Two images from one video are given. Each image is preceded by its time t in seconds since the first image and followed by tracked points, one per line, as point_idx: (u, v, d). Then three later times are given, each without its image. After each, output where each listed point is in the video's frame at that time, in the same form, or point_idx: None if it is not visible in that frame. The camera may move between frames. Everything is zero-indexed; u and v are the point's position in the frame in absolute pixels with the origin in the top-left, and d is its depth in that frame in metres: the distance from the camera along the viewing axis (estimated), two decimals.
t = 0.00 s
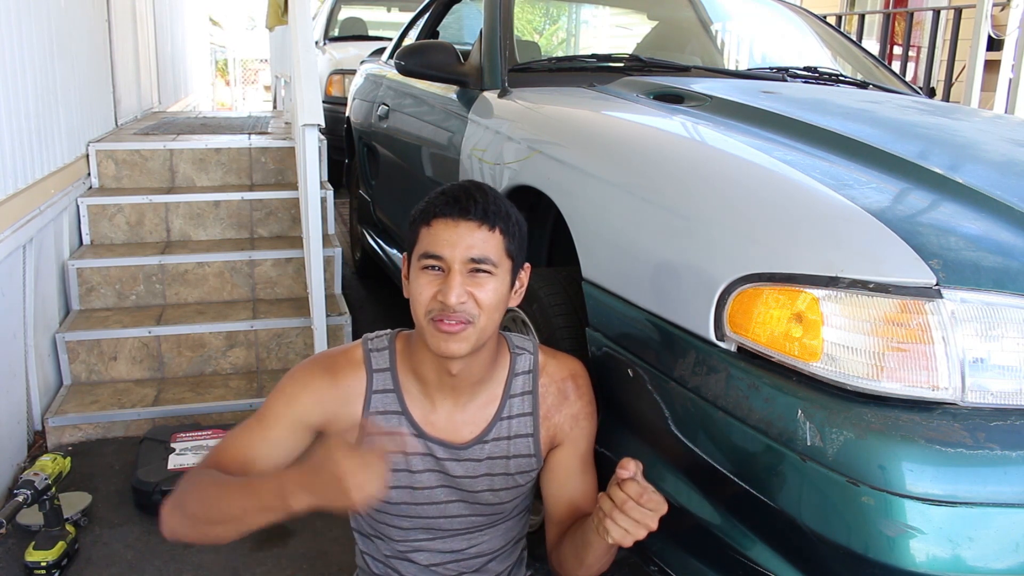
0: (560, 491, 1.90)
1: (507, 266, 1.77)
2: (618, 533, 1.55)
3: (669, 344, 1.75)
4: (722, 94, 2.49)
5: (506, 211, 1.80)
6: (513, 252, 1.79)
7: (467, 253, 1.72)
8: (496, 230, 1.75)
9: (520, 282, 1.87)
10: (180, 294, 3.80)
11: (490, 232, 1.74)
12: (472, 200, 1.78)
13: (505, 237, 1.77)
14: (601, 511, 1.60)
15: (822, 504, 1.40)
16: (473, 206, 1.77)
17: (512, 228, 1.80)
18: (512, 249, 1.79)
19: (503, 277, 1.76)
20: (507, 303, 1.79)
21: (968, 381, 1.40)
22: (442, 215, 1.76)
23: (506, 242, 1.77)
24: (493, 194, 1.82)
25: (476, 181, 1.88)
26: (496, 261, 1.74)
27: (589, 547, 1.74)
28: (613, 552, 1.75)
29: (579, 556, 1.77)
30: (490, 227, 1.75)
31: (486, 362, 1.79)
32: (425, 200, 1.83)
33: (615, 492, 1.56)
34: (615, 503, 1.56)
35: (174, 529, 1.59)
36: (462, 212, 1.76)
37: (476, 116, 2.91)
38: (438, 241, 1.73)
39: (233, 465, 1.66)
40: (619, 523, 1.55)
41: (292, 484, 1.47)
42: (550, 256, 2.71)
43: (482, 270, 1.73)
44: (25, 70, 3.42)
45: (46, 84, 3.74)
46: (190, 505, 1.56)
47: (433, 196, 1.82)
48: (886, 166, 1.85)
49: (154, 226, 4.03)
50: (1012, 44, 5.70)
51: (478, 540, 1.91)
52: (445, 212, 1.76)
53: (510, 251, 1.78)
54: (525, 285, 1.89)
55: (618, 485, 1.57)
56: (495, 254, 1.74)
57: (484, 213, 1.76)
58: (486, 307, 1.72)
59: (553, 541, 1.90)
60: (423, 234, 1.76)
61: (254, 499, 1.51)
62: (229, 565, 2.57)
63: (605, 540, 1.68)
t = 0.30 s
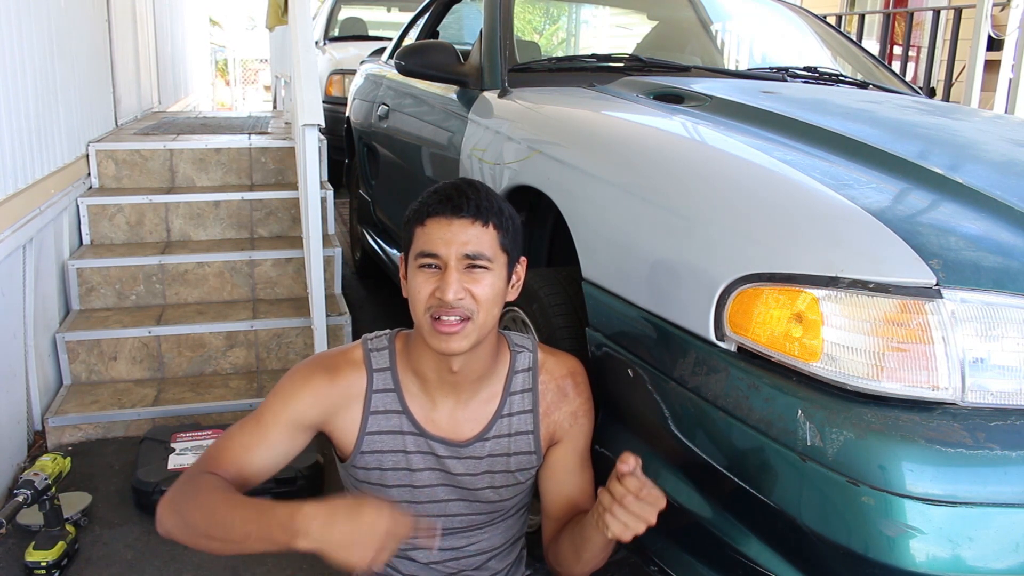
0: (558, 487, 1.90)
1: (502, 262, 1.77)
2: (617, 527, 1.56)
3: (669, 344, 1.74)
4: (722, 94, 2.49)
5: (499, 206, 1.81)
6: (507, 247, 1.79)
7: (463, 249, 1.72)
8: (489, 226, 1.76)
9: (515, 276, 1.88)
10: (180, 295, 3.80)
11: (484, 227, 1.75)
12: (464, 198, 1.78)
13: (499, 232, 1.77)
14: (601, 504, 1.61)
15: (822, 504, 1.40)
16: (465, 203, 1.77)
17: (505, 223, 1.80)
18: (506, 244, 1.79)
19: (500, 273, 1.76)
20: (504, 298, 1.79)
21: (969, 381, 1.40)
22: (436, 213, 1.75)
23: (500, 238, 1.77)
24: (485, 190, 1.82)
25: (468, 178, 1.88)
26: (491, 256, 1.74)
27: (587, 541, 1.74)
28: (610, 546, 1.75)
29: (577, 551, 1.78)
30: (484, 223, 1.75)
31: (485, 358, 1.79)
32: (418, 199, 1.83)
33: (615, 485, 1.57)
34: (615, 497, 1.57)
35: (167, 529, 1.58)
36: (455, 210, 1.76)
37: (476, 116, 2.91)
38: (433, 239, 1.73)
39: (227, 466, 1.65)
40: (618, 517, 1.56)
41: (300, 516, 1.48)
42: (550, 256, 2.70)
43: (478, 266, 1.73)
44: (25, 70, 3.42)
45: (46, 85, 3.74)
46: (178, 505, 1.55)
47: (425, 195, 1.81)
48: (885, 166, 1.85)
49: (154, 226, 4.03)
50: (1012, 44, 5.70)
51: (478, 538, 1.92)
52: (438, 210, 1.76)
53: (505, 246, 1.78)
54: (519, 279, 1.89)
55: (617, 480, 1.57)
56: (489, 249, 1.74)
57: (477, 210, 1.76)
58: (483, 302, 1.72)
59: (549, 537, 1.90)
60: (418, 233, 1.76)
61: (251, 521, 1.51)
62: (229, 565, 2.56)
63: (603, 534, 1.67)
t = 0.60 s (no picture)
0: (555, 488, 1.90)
1: (499, 262, 1.77)
2: (608, 524, 1.58)
3: (669, 343, 1.74)
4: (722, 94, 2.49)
5: (494, 207, 1.80)
6: (503, 247, 1.79)
7: (458, 252, 1.72)
8: (485, 228, 1.75)
9: (512, 274, 1.88)
10: (180, 295, 3.80)
11: (479, 229, 1.74)
12: (459, 200, 1.77)
13: (495, 233, 1.77)
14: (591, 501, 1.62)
15: (822, 504, 1.40)
16: (460, 206, 1.76)
17: (501, 223, 1.79)
18: (502, 244, 1.79)
19: (496, 273, 1.76)
20: (501, 298, 1.79)
21: (969, 381, 1.40)
22: (430, 217, 1.75)
23: (496, 239, 1.76)
24: (480, 191, 1.82)
25: (463, 179, 1.87)
26: (488, 258, 1.74)
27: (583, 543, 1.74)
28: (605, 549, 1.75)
29: (572, 552, 1.77)
30: (480, 225, 1.75)
31: (483, 358, 1.79)
32: (412, 201, 1.82)
33: (604, 481, 1.59)
34: (605, 494, 1.58)
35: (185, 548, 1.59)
36: (450, 213, 1.75)
37: (476, 116, 2.91)
38: (428, 241, 1.73)
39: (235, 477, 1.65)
40: (608, 514, 1.58)
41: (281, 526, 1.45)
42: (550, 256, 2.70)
43: (474, 268, 1.73)
44: (25, 70, 3.42)
45: (46, 85, 3.74)
46: (193, 524, 1.56)
47: (419, 197, 1.81)
48: (885, 166, 1.85)
49: (155, 226, 4.03)
50: (1012, 44, 5.70)
51: (478, 538, 1.91)
52: (433, 213, 1.75)
53: (501, 247, 1.78)
54: (517, 278, 1.89)
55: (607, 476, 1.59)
56: (485, 251, 1.74)
57: (471, 212, 1.76)
58: (480, 304, 1.73)
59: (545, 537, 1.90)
60: (413, 236, 1.76)
61: (245, 534, 1.50)
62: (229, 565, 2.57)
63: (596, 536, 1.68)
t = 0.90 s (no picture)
0: (555, 489, 1.91)
1: (498, 266, 1.77)
2: (606, 540, 1.57)
3: (670, 344, 1.74)
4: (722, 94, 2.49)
5: (493, 211, 1.80)
6: (502, 251, 1.79)
7: (458, 256, 1.72)
8: (484, 232, 1.75)
9: (512, 276, 1.88)
10: (180, 294, 3.80)
11: (479, 234, 1.74)
12: (458, 204, 1.77)
13: (494, 237, 1.77)
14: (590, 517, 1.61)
15: (822, 505, 1.40)
16: (459, 211, 1.76)
17: (500, 227, 1.80)
18: (501, 248, 1.79)
19: (496, 277, 1.76)
20: (501, 302, 1.79)
21: (969, 381, 1.40)
22: (429, 221, 1.75)
23: (495, 242, 1.76)
24: (479, 195, 1.82)
25: (461, 182, 1.87)
26: (487, 262, 1.74)
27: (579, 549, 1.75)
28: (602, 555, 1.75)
29: (569, 556, 1.78)
30: (479, 229, 1.75)
31: (483, 361, 1.79)
32: (411, 204, 1.82)
33: (604, 499, 1.58)
34: (605, 511, 1.57)
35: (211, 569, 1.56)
36: (449, 217, 1.75)
37: (476, 116, 2.91)
38: (427, 246, 1.73)
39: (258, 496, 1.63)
40: (607, 531, 1.57)
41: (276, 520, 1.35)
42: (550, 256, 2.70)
43: (474, 271, 1.73)
44: (25, 70, 3.42)
45: (46, 85, 3.74)
46: (220, 545, 1.54)
47: (418, 201, 1.81)
48: (886, 166, 1.85)
49: (155, 226, 4.03)
50: (1012, 44, 5.70)
51: (478, 539, 1.92)
52: (432, 218, 1.75)
53: (500, 250, 1.78)
54: (517, 280, 1.89)
55: (607, 494, 1.58)
56: (484, 255, 1.74)
57: (471, 217, 1.76)
58: (479, 308, 1.72)
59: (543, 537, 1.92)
60: (412, 240, 1.76)
61: (253, 540, 1.44)
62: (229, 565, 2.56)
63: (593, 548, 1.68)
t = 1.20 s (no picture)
0: (555, 491, 1.92)
1: (503, 272, 1.77)
2: (608, 557, 1.60)
3: (670, 345, 1.74)
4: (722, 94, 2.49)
5: (500, 216, 1.80)
6: (508, 256, 1.79)
7: (464, 262, 1.72)
8: (491, 238, 1.75)
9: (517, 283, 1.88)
10: (180, 294, 3.80)
11: (486, 240, 1.74)
12: (466, 210, 1.77)
13: (500, 243, 1.77)
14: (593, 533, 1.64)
15: (822, 505, 1.40)
16: (467, 216, 1.76)
17: (506, 233, 1.79)
18: (507, 254, 1.79)
19: (501, 283, 1.76)
20: (505, 308, 1.79)
21: (968, 381, 1.40)
22: (436, 226, 1.75)
23: (501, 248, 1.76)
24: (486, 200, 1.81)
25: (468, 186, 1.87)
26: (493, 269, 1.74)
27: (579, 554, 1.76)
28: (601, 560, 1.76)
29: (568, 560, 1.80)
30: (486, 236, 1.75)
31: (484, 365, 1.79)
32: (417, 207, 1.82)
33: (608, 518, 1.59)
34: (607, 530, 1.59)
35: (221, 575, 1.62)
36: (456, 223, 1.75)
37: (476, 116, 2.91)
38: (434, 251, 1.73)
39: (254, 502, 1.67)
40: (609, 548, 1.60)
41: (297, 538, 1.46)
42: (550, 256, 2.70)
43: (479, 278, 1.73)
44: (25, 70, 3.42)
45: (46, 85, 3.74)
46: (219, 552, 1.60)
47: (426, 204, 1.80)
48: (885, 166, 1.85)
49: (154, 226, 4.03)
50: (1012, 44, 5.69)
51: (479, 539, 1.92)
52: (439, 223, 1.75)
53: (506, 256, 1.78)
54: (521, 285, 1.89)
55: (610, 512, 1.59)
56: (490, 261, 1.74)
57: (478, 223, 1.75)
58: (484, 314, 1.72)
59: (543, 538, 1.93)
60: (418, 244, 1.75)
61: (269, 555, 1.51)
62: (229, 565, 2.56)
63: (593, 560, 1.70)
